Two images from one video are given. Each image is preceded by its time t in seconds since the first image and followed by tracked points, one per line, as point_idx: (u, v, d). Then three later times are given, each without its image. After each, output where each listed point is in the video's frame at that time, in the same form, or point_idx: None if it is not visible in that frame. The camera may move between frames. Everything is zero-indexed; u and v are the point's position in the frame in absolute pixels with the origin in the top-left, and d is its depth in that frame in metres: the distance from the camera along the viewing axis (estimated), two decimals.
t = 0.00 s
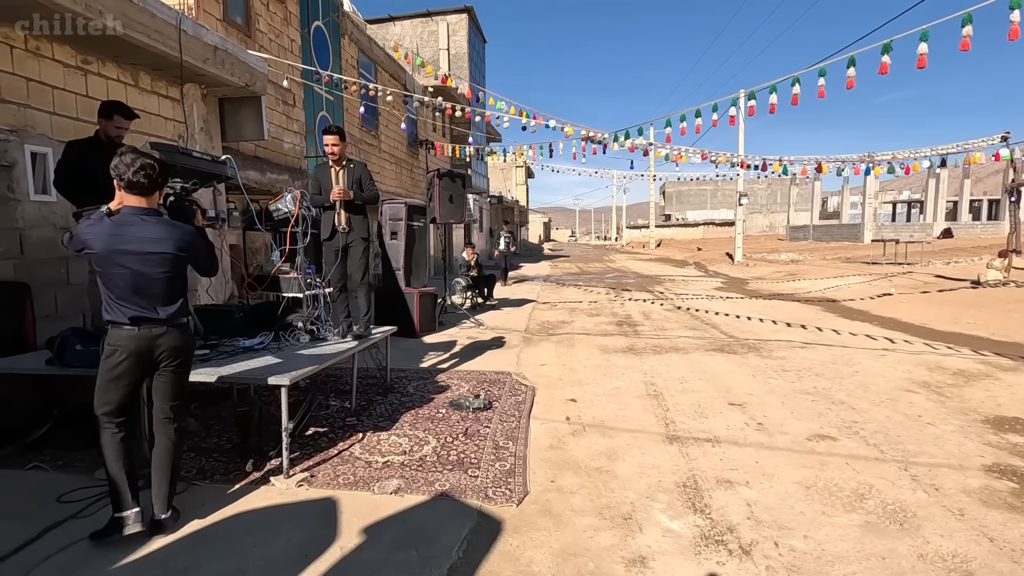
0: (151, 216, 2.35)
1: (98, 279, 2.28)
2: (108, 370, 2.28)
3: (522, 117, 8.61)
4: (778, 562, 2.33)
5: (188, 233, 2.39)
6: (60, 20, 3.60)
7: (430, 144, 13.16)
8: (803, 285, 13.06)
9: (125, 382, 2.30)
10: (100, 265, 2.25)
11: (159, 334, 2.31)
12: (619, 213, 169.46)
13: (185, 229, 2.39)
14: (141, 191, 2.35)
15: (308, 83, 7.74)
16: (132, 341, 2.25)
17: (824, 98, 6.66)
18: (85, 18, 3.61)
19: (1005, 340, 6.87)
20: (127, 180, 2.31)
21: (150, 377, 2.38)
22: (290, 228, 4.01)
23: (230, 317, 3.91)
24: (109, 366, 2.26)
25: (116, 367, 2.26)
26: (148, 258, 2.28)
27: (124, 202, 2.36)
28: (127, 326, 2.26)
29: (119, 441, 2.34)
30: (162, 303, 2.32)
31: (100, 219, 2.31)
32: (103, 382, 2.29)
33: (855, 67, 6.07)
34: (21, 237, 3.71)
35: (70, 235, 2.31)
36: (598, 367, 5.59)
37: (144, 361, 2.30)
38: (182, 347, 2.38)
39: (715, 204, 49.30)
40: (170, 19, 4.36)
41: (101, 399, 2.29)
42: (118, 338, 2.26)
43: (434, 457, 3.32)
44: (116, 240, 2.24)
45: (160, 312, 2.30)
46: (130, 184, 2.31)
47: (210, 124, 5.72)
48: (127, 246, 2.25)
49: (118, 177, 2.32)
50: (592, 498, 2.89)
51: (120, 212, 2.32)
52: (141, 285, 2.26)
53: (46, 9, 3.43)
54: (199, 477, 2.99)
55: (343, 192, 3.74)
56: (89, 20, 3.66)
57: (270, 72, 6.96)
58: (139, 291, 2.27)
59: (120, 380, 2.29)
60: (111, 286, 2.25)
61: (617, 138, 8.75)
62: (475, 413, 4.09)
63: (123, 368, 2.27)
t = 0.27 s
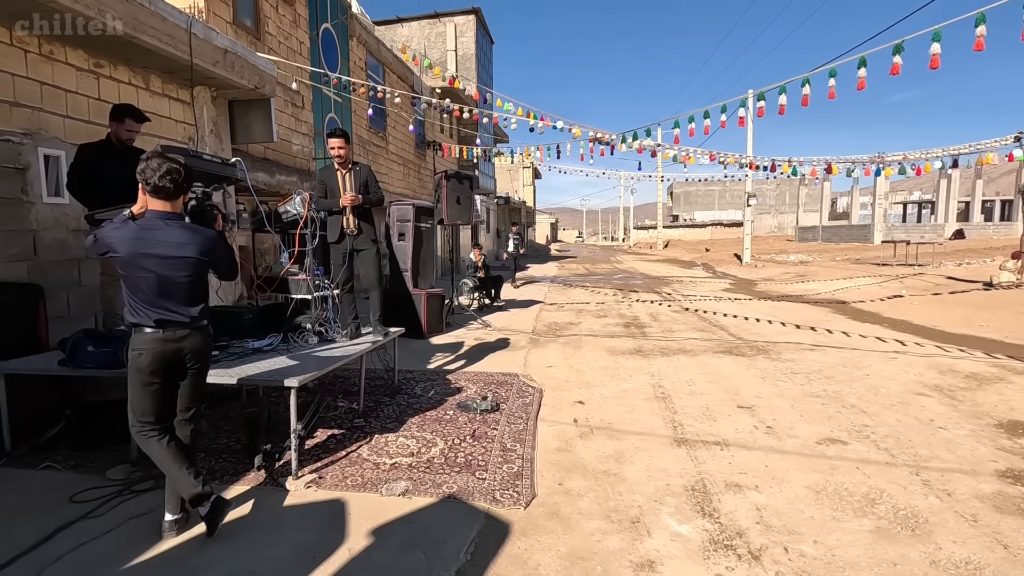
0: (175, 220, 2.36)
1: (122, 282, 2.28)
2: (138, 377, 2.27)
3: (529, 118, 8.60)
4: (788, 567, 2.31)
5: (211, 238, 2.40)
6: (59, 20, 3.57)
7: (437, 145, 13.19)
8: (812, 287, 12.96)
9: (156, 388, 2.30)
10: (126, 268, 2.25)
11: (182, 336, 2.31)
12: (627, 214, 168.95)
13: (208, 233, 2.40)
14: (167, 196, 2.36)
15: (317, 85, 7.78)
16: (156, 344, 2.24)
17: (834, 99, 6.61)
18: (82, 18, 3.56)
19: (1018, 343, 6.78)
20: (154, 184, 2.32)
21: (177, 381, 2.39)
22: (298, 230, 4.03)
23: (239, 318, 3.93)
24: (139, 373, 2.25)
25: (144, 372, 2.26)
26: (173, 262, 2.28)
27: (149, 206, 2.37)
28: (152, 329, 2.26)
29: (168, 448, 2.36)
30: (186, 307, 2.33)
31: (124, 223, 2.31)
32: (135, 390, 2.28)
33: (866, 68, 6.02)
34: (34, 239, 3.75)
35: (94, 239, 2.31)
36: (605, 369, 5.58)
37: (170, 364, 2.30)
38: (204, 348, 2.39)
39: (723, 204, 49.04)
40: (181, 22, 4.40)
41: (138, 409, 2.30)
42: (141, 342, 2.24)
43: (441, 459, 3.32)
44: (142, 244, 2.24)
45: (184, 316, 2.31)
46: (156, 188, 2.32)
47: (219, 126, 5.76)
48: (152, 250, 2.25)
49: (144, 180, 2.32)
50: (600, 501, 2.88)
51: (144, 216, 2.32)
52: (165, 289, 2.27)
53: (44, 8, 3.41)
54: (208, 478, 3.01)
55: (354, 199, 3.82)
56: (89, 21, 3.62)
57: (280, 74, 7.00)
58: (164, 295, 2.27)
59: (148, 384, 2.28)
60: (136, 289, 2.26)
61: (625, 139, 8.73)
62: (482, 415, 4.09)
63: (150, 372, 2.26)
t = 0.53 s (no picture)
0: (205, 221, 2.38)
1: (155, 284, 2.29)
2: (175, 380, 2.28)
3: (537, 119, 8.60)
4: (800, 571, 2.29)
5: (241, 239, 2.43)
6: (60, 19, 3.51)
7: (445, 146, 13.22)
8: (823, 288, 12.85)
9: (193, 389, 2.31)
10: (158, 271, 2.26)
11: (215, 335, 2.34)
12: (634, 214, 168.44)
13: (238, 234, 2.42)
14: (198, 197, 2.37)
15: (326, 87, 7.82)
16: (192, 343, 2.27)
17: (845, 99, 6.56)
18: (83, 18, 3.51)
19: None
20: (185, 185, 2.33)
21: (212, 381, 2.40)
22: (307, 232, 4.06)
23: (249, 319, 3.96)
24: (177, 374, 2.27)
25: (182, 373, 2.27)
26: (205, 263, 2.30)
27: (179, 208, 2.39)
28: (186, 330, 2.27)
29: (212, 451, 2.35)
30: (219, 307, 2.35)
31: (155, 225, 2.32)
32: (172, 392, 2.28)
33: (878, 68, 5.97)
34: (49, 240, 3.80)
35: (125, 242, 2.31)
36: (614, 370, 5.56)
37: (206, 362, 2.32)
38: (235, 345, 2.43)
39: (732, 205, 48.77)
40: (193, 25, 4.43)
41: (178, 413, 2.31)
42: (175, 342, 2.26)
43: (450, 460, 3.32)
44: (175, 245, 2.25)
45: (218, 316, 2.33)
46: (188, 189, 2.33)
47: (230, 128, 5.81)
48: (185, 251, 2.27)
49: (176, 182, 2.34)
50: (609, 503, 2.87)
51: (175, 218, 2.34)
52: (199, 290, 2.28)
53: (48, 10, 3.36)
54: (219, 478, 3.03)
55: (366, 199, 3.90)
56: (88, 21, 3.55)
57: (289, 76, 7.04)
58: (197, 295, 2.29)
59: (187, 385, 2.29)
60: (170, 291, 2.26)
61: (633, 139, 8.71)
62: (491, 416, 4.09)
63: (190, 372, 2.28)
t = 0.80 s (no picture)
0: (239, 222, 2.39)
1: (190, 286, 2.31)
2: (209, 383, 2.32)
3: (545, 120, 8.60)
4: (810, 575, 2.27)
5: (273, 240, 2.44)
6: (60, 19, 3.52)
7: (453, 147, 13.24)
8: (833, 289, 12.75)
9: (225, 392, 2.34)
10: (194, 272, 2.28)
11: (247, 337, 2.37)
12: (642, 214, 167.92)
13: (270, 235, 2.44)
14: (232, 198, 2.37)
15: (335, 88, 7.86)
16: (226, 345, 2.30)
17: (856, 98, 6.51)
18: (83, 18, 3.51)
19: None
20: (221, 187, 2.33)
21: (244, 383, 2.42)
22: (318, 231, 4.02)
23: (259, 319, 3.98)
24: (211, 377, 2.30)
25: (215, 376, 2.31)
26: (240, 264, 2.31)
27: (213, 209, 2.39)
28: (219, 331, 2.29)
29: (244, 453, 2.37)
30: (252, 308, 2.37)
31: (190, 227, 2.34)
32: (206, 395, 2.32)
33: (889, 67, 5.91)
34: (63, 240, 3.85)
35: (160, 244, 2.33)
36: (622, 371, 5.55)
37: (238, 363, 2.35)
38: (265, 346, 2.46)
39: (740, 205, 48.49)
40: (204, 28, 4.48)
41: (212, 415, 2.34)
42: (208, 346, 2.30)
43: (458, 460, 3.33)
44: (210, 246, 2.27)
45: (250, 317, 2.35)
46: (223, 190, 2.34)
47: (240, 129, 5.86)
48: (219, 251, 2.29)
49: (212, 184, 2.34)
50: (617, 505, 2.87)
51: (209, 219, 2.35)
52: (233, 291, 2.30)
53: (62, 12, 3.42)
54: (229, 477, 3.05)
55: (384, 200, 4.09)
56: (88, 21, 3.55)
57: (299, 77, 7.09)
58: (232, 296, 2.31)
59: (220, 388, 2.33)
60: (205, 292, 2.29)
61: (642, 140, 8.68)
62: (499, 417, 4.10)
63: (224, 375, 2.32)
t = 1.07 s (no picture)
0: (270, 222, 2.41)
1: (221, 286, 2.32)
2: (238, 384, 2.33)
3: (553, 120, 8.60)
4: None
5: (303, 241, 2.46)
6: (60, 19, 3.50)
7: (461, 147, 13.27)
8: (842, 290, 12.65)
9: (254, 393, 2.34)
10: (226, 272, 2.29)
11: (276, 337, 2.36)
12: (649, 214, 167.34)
13: (301, 236, 2.46)
14: (265, 197, 2.40)
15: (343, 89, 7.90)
16: (254, 345, 2.30)
17: (866, 98, 6.46)
18: (83, 18, 3.51)
19: None
20: (255, 185, 2.36)
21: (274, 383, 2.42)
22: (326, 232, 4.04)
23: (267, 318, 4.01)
24: (239, 377, 2.31)
25: (244, 377, 2.31)
26: (271, 264, 2.33)
27: (245, 208, 2.42)
28: (250, 332, 2.29)
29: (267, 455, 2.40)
30: (283, 308, 2.38)
31: (222, 227, 2.35)
32: (235, 395, 2.33)
33: (900, 66, 5.86)
34: (75, 240, 3.89)
35: (191, 244, 2.35)
36: (629, 371, 5.53)
37: (266, 364, 2.34)
38: (294, 347, 2.44)
39: (749, 205, 48.21)
40: (214, 29, 4.51)
41: (240, 416, 2.35)
42: (237, 346, 2.31)
43: (465, 460, 3.34)
44: (243, 246, 2.28)
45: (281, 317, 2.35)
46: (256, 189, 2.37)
47: (249, 130, 5.91)
48: (252, 251, 2.30)
49: (245, 183, 2.37)
50: (624, 505, 2.87)
51: (241, 219, 2.37)
52: (265, 290, 2.31)
53: (68, 13, 3.42)
54: (239, 475, 3.08)
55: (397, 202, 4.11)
56: (88, 20, 3.55)
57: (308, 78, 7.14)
58: (263, 296, 2.32)
59: (249, 388, 2.33)
60: (236, 292, 2.29)
61: (649, 140, 8.66)
62: (506, 417, 4.11)
63: (252, 376, 2.32)
